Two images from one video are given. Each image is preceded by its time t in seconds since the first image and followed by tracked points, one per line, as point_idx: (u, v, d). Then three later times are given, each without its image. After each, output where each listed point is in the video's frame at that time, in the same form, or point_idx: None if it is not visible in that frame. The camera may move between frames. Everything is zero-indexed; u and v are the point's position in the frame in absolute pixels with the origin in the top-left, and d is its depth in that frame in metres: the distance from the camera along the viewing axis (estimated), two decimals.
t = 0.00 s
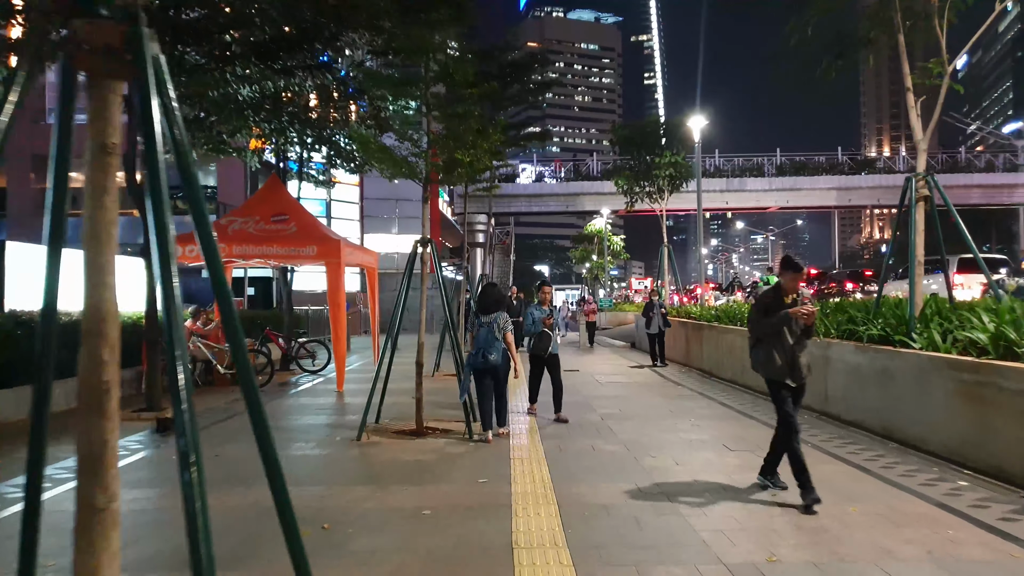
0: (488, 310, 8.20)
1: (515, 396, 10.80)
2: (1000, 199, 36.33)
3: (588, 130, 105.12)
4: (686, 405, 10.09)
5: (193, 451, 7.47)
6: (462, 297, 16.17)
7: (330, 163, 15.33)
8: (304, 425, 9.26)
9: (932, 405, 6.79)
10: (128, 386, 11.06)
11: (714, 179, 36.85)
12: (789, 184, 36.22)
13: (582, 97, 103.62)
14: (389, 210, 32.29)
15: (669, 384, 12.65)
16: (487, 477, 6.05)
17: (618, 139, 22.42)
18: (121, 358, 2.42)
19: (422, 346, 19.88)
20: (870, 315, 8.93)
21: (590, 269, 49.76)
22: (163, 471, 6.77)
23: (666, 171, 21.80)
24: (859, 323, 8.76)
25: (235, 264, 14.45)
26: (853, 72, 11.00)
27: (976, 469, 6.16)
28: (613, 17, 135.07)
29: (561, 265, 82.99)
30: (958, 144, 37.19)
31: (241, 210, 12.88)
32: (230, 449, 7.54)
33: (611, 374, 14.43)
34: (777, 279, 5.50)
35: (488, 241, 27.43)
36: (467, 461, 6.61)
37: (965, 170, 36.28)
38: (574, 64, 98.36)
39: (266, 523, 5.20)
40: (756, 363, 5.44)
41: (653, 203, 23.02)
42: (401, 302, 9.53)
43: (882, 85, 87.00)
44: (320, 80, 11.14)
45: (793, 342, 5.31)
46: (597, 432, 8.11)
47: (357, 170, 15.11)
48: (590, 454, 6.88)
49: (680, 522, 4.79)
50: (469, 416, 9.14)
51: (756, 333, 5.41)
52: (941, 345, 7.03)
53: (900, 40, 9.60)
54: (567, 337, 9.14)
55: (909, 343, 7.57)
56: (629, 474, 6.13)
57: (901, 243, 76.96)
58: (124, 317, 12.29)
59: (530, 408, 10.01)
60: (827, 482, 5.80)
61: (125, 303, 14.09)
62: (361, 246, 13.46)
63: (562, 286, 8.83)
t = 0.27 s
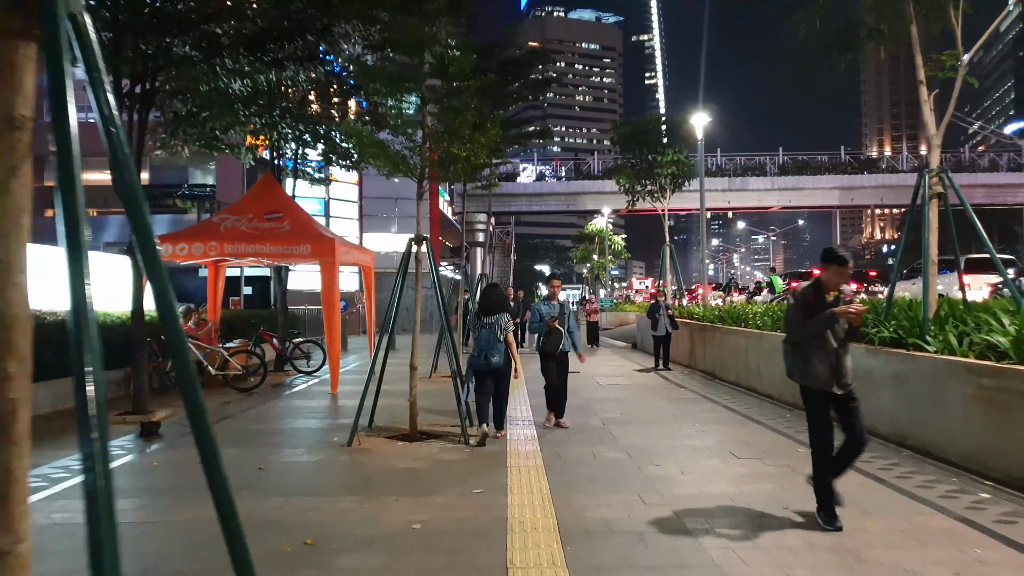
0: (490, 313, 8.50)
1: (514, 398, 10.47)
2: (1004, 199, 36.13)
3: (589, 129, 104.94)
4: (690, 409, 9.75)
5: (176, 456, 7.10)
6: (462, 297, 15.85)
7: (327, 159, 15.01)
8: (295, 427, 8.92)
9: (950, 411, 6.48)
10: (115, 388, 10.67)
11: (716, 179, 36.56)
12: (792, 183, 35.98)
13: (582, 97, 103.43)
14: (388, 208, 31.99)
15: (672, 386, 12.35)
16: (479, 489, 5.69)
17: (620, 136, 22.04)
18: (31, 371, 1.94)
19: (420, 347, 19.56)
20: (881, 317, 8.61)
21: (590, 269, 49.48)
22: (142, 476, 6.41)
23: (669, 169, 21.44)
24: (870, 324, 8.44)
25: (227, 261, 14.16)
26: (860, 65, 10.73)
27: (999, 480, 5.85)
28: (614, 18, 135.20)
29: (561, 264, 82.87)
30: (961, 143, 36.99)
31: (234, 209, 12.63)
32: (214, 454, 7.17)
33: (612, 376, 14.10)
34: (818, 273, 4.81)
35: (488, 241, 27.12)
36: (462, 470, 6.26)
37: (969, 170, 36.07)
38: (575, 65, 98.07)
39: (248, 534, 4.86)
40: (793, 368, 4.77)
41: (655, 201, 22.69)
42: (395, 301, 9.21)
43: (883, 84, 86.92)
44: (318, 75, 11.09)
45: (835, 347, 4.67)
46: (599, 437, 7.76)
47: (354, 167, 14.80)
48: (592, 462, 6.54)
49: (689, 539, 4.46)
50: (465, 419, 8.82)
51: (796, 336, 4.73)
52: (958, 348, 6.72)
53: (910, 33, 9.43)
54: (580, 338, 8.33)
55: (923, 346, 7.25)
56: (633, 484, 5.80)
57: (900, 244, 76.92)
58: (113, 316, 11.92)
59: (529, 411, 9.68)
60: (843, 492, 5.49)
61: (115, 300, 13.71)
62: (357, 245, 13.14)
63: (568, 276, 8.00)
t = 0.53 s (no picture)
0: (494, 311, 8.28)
1: (514, 400, 10.15)
2: (1009, 198, 35.86)
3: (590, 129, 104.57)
4: (696, 411, 9.44)
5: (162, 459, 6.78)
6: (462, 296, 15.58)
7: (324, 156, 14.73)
8: (287, 429, 8.61)
9: (971, 416, 6.19)
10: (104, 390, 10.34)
11: (719, 178, 36.27)
12: (795, 183, 35.72)
13: (583, 97, 103.12)
14: (387, 207, 31.69)
15: (676, 387, 12.06)
16: (477, 497, 5.40)
17: (623, 134, 21.68)
18: None
19: (419, 346, 19.27)
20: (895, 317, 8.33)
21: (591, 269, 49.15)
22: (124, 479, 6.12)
23: (672, 167, 21.18)
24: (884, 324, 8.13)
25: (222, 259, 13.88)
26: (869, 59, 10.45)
27: None
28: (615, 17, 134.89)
29: (562, 264, 82.49)
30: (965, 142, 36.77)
31: (228, 205, 12.33)
32: (200, 458, 6.85)
33: (614, 377, 13.81)
34: (883, 271, 4.24)
35: (488, 240, 26.82)
36: (458, 477, 5.95)
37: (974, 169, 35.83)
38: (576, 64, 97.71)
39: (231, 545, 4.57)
40: (847, 376, 4.27)
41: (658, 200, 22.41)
42: (391, 300, 8.93)
43: (885, 84, 86.74)
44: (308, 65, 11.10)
45: (897, 357, 4.11)
46: (602, 441, 7.45)
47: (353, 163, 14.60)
48: (595, 469, 6.22)
49: (701, 553, 4.17)
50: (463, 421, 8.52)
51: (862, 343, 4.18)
52: (979, 350, 6.44)
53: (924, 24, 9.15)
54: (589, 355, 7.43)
55: (941, 347, 6.97)
56: (639, 491, 5.52)
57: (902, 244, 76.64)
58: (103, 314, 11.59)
59: (529, 413, 9.36)
60: (861, 502, 5.21)
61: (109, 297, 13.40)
62: (355, 243, 12.81)
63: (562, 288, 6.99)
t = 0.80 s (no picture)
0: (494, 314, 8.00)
1: (516, 404, 9.85)
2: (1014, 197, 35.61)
3: (591, 129, 104.26)
4: (704, 416, 9.13)
5: (147, 468, 6.46)
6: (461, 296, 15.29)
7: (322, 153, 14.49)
8: (282, 435, 8.31)
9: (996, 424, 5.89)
10: (101, 392, 9.92)
11: (722, 176, 35.98)
12: (798, 181, 35.45)
13: (584, 97, 102.85)
14: (387, 206, 31.38)
15: (680, 390, 11.76)
16: (476, 510, 5.11)
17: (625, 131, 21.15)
18: None
19: (417, 347, 18.98)
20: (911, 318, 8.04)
21: (592, 269, 48.84)
22: (105, 491, 5.82)
23: (676, 165, 20.90)
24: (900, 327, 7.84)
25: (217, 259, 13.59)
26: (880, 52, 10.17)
27: None
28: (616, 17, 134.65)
29: (563, 263, 82.19)
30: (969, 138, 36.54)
31: (222, 204, 12.04)
32: (188, 466, 6.54)
33: (617, 379, 13.51)
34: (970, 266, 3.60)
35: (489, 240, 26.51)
36: (458, 490, 5.63)
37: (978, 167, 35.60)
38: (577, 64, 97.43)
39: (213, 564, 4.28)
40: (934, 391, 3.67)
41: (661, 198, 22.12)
42: (388, 301, 8.64)
43: (886, 82, 86.59)
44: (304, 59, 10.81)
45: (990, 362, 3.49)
46: (609, 448, 7.13)
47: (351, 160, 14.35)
48: (600, 480, 5.90)
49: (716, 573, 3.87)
50: (462, 426, 8.22)
51: (946, 341, 3.56)
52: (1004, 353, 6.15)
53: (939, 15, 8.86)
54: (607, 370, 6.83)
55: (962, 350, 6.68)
56: (647, 503, 5.22)
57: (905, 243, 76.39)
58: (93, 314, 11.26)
59: (532, 417, 9.04)
60: (883, 515, 4.91)
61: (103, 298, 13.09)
62: (353, 243, 12.50)
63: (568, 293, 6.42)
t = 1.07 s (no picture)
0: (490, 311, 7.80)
1: (516, 405, 9.52)
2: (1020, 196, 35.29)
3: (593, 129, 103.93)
4: (712, 419, 8.79)
5: (128, 474, 6.15)
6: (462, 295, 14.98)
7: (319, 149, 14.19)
8: (274, 438, 8.00)
9: None
10: (88, 393, 9.59)
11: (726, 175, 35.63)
12: (803, 179, 35.13)
13: (587, 96, 102.52)
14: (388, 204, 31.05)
15: (687, 392, 11.42)
16: (473, 522, 4.77)
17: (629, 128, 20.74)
18: None
19: (417, 347, 18.67)
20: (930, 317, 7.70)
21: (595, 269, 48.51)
22: (81, 498, 5.50)
23: (680, 162, 20.50)
24: (918, 327, 7.51)
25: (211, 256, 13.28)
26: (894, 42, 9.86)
27: None
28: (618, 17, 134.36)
29: (565, 263, 81.84)
30: (973, 136, 36.28)
31: (215, 198, 11.75)
32: (171, 471, 6.22)
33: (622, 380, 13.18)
34: None
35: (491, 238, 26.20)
36: (454, 498, 5.30)
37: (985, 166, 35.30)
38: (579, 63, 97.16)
39: None
40: None
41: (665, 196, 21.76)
42: (382, 299, 8.33)
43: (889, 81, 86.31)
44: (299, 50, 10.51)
45: None
46: (614, 452, 6.81)
47: (350, 155, 14.06)
48: (606, 487, 5.57)
49: None
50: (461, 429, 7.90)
51: None
52: None
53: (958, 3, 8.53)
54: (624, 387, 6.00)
55: (987, 350, 6.35)
56: (655, 514, 4.89)
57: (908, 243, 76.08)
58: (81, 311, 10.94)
59: (533, 419, 8.71)
60: (909, 526, 4.56)
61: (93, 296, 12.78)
62: (349, 239, 12.17)
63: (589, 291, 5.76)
